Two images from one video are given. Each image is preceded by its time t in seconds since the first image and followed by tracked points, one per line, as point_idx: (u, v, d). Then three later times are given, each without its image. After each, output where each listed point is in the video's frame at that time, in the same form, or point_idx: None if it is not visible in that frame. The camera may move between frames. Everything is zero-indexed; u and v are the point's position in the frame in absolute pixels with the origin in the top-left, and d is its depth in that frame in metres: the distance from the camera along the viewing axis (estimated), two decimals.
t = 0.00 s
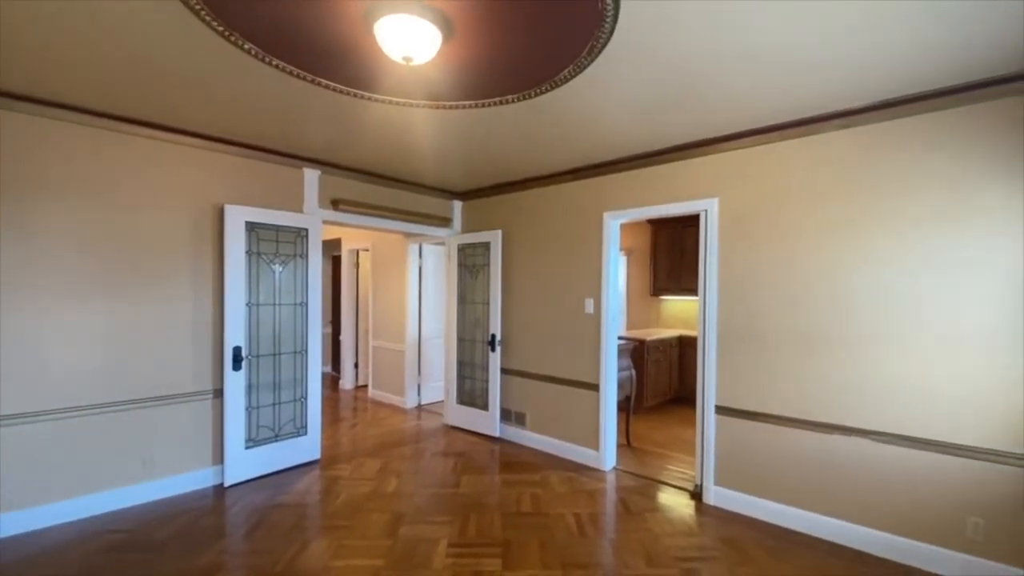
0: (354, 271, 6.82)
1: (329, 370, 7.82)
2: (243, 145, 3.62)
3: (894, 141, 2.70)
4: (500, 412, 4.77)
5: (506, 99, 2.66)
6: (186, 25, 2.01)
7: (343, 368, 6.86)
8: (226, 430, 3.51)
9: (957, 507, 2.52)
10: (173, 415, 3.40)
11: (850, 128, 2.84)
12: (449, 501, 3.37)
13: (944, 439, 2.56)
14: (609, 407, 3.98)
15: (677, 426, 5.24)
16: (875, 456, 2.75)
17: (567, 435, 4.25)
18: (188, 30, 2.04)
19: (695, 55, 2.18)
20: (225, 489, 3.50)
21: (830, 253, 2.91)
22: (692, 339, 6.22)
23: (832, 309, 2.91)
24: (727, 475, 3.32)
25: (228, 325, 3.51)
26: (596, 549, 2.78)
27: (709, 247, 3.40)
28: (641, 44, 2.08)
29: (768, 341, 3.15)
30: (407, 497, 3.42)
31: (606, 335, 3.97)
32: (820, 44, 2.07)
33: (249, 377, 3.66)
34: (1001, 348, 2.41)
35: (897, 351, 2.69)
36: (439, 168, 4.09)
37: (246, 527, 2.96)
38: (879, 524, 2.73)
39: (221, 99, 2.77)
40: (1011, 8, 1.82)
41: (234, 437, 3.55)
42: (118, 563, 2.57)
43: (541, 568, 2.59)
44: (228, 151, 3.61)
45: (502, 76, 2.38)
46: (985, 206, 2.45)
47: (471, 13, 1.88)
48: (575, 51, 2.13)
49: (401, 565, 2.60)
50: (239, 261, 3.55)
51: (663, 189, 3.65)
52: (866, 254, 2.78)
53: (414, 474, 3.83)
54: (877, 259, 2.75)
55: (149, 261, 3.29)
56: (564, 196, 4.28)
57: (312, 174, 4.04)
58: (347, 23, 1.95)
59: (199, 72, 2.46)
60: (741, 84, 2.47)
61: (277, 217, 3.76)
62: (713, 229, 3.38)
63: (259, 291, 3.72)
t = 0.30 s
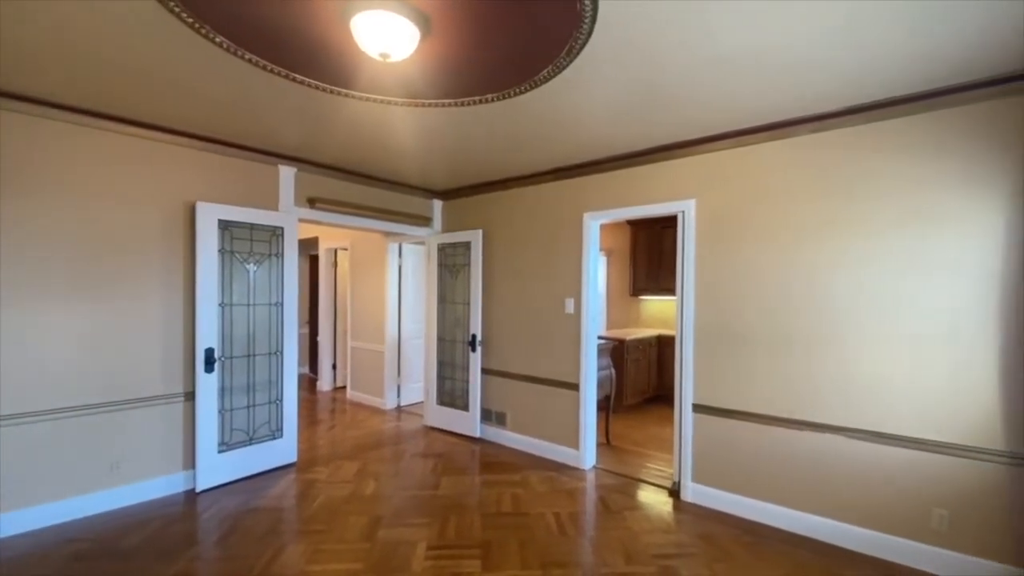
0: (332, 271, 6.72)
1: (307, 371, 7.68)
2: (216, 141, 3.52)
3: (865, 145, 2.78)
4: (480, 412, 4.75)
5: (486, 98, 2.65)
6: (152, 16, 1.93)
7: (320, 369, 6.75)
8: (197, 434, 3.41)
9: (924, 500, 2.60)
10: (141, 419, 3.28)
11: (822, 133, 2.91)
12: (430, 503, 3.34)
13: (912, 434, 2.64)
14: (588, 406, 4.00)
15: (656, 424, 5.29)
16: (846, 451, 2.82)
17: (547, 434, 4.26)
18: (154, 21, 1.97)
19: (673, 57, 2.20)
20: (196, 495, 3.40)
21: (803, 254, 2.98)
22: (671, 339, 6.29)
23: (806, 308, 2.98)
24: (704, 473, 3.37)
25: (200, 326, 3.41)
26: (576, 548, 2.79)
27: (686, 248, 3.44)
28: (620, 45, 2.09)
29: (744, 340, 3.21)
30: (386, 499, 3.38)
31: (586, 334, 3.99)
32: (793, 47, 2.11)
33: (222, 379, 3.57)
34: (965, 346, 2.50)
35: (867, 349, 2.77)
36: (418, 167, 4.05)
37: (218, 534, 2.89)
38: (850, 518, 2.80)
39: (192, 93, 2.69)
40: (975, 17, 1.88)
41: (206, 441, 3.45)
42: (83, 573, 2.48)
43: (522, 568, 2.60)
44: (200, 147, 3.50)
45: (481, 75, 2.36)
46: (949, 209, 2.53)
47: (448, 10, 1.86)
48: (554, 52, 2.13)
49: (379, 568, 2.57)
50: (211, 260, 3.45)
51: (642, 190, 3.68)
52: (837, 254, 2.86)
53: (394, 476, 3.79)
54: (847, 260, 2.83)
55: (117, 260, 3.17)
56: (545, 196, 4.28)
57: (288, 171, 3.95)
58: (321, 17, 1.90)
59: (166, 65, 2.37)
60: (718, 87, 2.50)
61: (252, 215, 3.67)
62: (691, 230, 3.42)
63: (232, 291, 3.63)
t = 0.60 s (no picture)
0: (309, 270, 6.60)
1: (284, 373, 7.54)
2: (189, 137, 3.42)
3: (837, 149, 2.85)
4: (461, 413, 4.73)
5: (466, 97, 2.63)
6: (119, 5, 1.86)
7: (298, 371, 6.63)
8: (168, 439, 3.31)
9: (893, 493, 2.68)
10: (109, 423, 3.17)
11: (797, 136, 2.98)
12: (410, 505, 3.31)
13: (881, 430, 2.71)
14: (569, 405, 4.01)
15: (635, 423, 5.34)
16: (818, 447, 2.90)
17: (528, 434, 4.26)
18: (122, 11, 1.89)
19: (654, 57, 2.21)
20: (167, 500, 3.29)
21: (778, 255, 3.04)
22: (650, 338, 6.36)
23: (780, 307, 3.04)
24: (683, 470, 3.41)
25: (171, 326, 3.31)
26: (557, 547, 2.80)
27: (665, 248, 3.48)
28: (601, 46, 2.10)
29: (721, 339, 3.26)
30: (366, 502, 3.33)
31: (567, 334, 4.01)
32: (771, 49, 2.14)
33: (194, 381, 3.47)
34: (931, 344, 2.58)
35: (838, 347, 2.84)
36: (398, 165, 4.01)
37: (190, 540, 2.80)
38: (823, 512, 2.87)
39: (163, 87, 2.60)
40: (941, 24, 1.94)
41: (178, 445, 3.35)
42: None
43: (503, 568, 2.59)
44: (171, 142, 3.39)
45: (461, 73, 2.34)
46: (915, 210, 2.62)
47: (429, 7, 1.84)
48: (535, 51, 2.13)
49: (358, 571, 2.53)
50: (183, 258, 3.36)
51: (622, 191, 3.71)
52: (810, 255, 2.93)
53: (373, 478, 3.74)
54: (820, 260, 2.90)
55: (83, 259, 3.05)
56: (526, 196, 4.28)
57: (264, 168, 3.86)
58: (297, 11, 1.86)
59: (135, 57, 2.29)
60: (697, 88, 2.54)
61: (226, 212, 3.57)
62: (670, 231, 3.47)
63: (205, 291, 3.53)
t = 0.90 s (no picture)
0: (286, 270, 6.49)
1: (260, 375, 7.39)
2: (160, 133, 3.33)
3: (810, 151, 2.92)
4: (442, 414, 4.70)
5: (446, 95, 2.61)
6: None
7: (275, 372, 6.50)
8: (138, 443, 3.21)
9: (864, 487, 2.75)
10: (76, 428, 3.06)
11: (771, 139, 3.04)
12: (389, 507, 3.27)
13: (852, 426, 2.78)
14: (550, 405, 4.02)
15: (616, 421, 5.39)
16: (792, 443, 2.96)
17: (509, 433, 4.26)
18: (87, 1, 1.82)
19: (633, 58, 2.23)
20: (138, 507, 3.19)
21: (754, 256, 3.10)
22: (630, 337, 6.42)
23: (756, 307, 3.10)
24: (661, 468, 3.45)
25: (141, 328, 3.21)
26: (537, 546, 2.80)
27: (644, 248, 3.52)
28: (582, 46, 2.10)
29: (698, 338, 3.31)
30: (346, 505, 3.28)
31: (547, 334, 4.02)
32: (747, 52, 2.18)
33: (164, 384, 3.38)
34: (899, 342, 2.66)
35: (811, 346, 2.91)
36: (377, 163, 3.96)
37: (161, 547, 2.72)
38: (798, 506, 2.94)
39: (132, 81, 2.52)
40: (909, 31, 2.00)
41: (148, 450, 3.25)
42: None
43: (483, 568, 2.59)
44: (142, 137, 3.29)
45: (442, 70, 2.33)
46: (883, 213, 2.70)
47: (408, 3, 1.81)
48: (515, 51, 2.13)
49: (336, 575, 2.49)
50: (153, 257, 3.26)
51: (602, 191, 3.74)
52: (784, 256, 3.00)
53: (352, 481, 3.69)
54: (794, 261, 2.96)
55: (47, 257, 2.93)
56: (507, 195, 4.28)
57: (238, 166, 3.77)
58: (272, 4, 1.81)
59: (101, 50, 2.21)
60: (675, 90, 2.58)
61: (198, 210, 3.48)
62: (648, 232, 3.50)
63: (177, 291, 3.44)
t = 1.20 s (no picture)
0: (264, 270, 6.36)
1: (238, 377, 7.23)
2: (132, 128, 3.22)
3: (787, 154, 2.98)
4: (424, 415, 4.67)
5: (428, 94, 2.59)
6: None
7: (252, 374, 6.37)
8: (108, 448, 3.10)
9: (838, 482, 2.82)
10: (42, 432, 2.94)
11: (749, 141, 3.09)
12: (370, 509, 3.23)
13: (826, 423, 2.85)
14: (532, 405, 4.03)
15: (598, 420, 5.43)
16: (769, 440, 3.02)
17: (492, 434, 4.26)
18: None
19: (616, 59, 2.25)
20: (109, 513, 3.09)
21: (732, 256, 3.15)
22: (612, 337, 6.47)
23: (734, 307, 3.15)
24: (643, 466, 3.48)
25: (111, 329, 3.10)
26: (520, 546, 2.80)
27: (626, 248, 3.54)
28: (565, 46, 2.11)
29: (679, 338, 3.35)
30: (326, 508, 3.23)
31: (530, 334, 4.03)
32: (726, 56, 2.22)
33: (136, 386, 3.28)
34: (870, 341, 2.73)
35: (787, 344, 2.97)
36: (358, 161, 3.91)
37: (133, 555, 2.64)
38: (775, 502, 2.99)
39: (101, 74, 2.43)
40: (881, 38, 2.06)
41: (119, 455, 3.14)
42: None
43: (466, 569, 2.57)
44: (112, 132, 3.18)
45: (423, 68, 2.31)
46: (856, 215, 2.77)
47: (389, 0, 1.80)
48: (497, 50, 2.12)
49: None
50: (124, 256, 3.16)
51: (584, 192, 3.76)
52: (761, 256, 3.05)
53: (332, 484, 3.64)
54: (771, 261, 3.02)
55: (11, 256, 2.82)
56: (489, 195, 4.27)
57: (214, 163, 3.68)
58: None
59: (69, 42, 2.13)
60: (656, 93, 2.60)
61: (172, 207, 3.39)
62: (630, 233, 3.53)
63: (149, 291, 3.35)
